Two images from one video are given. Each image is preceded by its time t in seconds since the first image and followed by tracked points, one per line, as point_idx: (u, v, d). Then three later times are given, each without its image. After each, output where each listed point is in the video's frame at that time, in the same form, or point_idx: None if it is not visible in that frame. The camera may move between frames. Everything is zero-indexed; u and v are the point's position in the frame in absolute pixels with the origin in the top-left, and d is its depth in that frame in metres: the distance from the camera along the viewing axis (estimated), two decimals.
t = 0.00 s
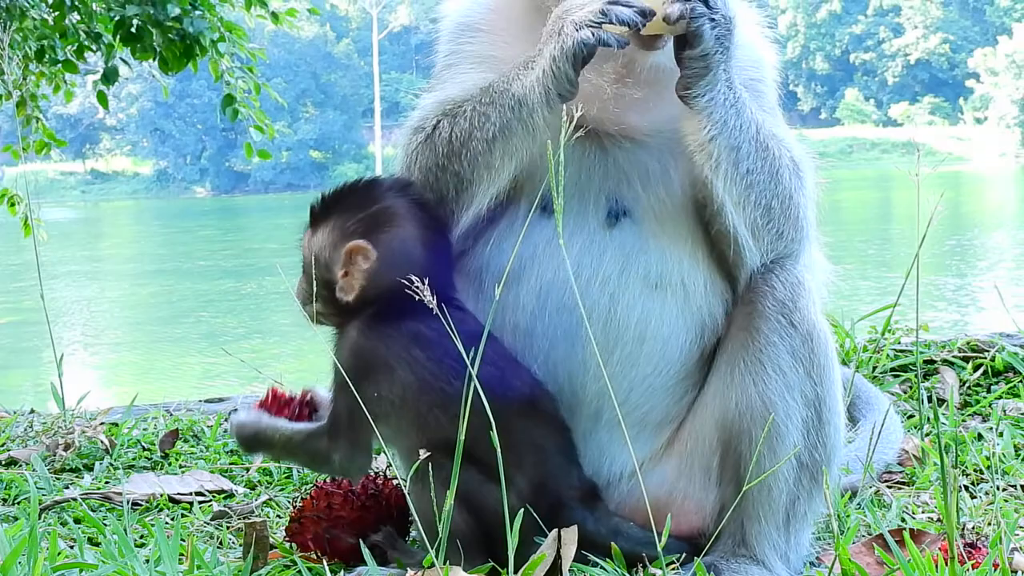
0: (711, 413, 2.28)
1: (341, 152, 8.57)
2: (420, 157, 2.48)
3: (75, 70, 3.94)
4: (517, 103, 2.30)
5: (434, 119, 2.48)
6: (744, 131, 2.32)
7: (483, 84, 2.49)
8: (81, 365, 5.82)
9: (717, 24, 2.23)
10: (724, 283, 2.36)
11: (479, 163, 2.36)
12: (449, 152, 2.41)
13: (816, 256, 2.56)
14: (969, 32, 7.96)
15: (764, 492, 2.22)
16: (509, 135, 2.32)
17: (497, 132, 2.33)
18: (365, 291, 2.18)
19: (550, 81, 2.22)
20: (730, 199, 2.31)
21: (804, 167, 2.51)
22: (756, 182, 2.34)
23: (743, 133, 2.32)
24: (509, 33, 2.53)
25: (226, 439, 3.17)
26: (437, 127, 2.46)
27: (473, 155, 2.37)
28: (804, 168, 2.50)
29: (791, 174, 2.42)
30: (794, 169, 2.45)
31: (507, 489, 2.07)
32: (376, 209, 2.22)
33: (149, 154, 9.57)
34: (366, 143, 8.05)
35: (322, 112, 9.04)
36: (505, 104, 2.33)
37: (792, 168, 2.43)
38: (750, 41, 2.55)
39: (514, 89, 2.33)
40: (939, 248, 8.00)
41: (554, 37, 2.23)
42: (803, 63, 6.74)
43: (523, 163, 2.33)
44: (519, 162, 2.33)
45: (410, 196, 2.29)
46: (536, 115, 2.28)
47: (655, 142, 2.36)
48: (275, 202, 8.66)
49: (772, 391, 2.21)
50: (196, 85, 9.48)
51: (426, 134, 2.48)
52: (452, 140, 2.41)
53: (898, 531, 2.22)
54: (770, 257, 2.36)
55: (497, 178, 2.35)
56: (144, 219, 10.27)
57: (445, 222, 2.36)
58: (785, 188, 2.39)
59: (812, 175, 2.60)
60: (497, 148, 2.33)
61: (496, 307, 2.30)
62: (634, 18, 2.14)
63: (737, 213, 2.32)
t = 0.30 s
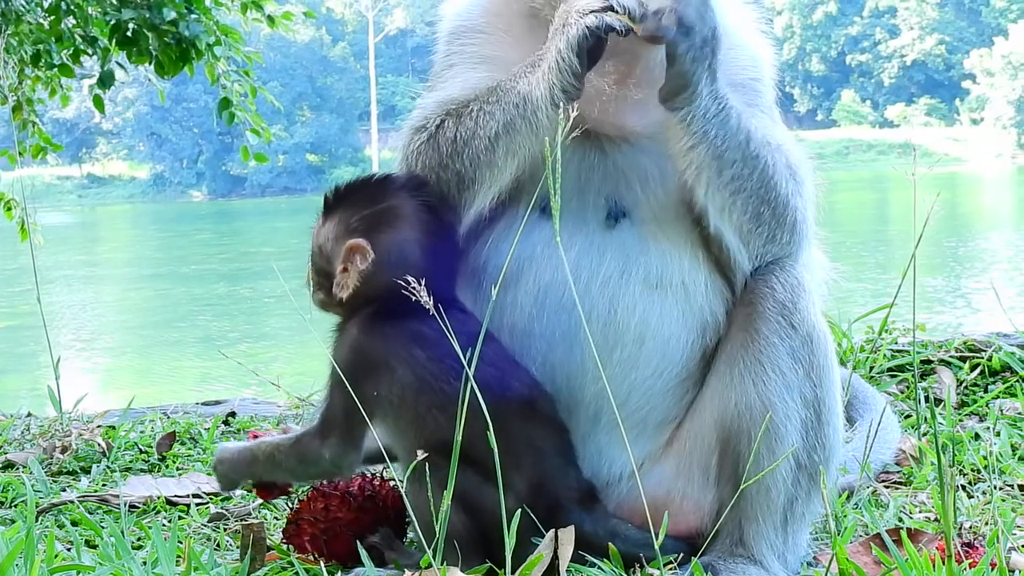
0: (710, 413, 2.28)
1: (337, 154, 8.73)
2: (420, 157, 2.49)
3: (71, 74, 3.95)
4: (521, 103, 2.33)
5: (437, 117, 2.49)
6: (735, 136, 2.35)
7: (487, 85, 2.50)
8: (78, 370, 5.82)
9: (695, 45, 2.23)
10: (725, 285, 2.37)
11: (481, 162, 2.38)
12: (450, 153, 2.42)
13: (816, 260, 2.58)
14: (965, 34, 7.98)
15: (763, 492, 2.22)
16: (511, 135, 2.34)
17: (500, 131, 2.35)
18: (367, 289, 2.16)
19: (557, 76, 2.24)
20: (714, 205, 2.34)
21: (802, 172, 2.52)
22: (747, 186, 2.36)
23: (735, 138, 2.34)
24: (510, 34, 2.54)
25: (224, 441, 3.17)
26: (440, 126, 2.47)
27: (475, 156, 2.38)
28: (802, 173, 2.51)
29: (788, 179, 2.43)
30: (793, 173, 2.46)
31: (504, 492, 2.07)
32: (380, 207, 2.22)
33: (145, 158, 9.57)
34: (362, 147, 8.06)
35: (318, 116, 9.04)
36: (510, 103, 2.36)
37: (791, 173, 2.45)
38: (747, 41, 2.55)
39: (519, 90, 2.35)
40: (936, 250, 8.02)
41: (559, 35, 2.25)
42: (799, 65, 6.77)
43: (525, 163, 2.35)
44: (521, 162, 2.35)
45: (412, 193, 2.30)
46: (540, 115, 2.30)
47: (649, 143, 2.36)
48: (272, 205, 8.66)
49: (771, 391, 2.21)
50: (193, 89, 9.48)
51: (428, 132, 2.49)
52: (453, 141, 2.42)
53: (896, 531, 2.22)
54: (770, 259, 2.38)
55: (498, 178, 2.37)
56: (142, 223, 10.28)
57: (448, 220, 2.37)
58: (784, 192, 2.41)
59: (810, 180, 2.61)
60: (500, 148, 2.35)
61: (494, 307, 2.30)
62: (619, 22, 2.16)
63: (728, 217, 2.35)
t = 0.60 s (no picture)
0: (709, 414, 2.28)
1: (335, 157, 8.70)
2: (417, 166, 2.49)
3: (68, 76, 3.94)
4: (518, 116, 2.34)
5: (433, 127, 2.50)
6: (727, 143, 2.36)
7: (484, 95, 2.50)
8: (76, 372, 5.81)
9: (691, 56, 2.25)
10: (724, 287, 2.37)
11: (477, 176, 2.39)
12: (446, 163, 2.43)
13: (814, 260, 2.58)
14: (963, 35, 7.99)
15: (761, 492, 2.23)
16: (508, 149, 2.35)
17: (496, 145, 2.36)
18: (367, 288, 2.16)
19: (558, 92, 2.26)
20: (709, 213, 2.34)
21: (801, 174, 2.52)
22: (739, 194, 2.37)
23: (727, 145, 2.36)
24: (507, 39, 2.54)
25: (222, 443, 3.17)
26: (436, 137, 2.48)
27: (471, 167, 2.39)
28: (800, 175, 2.51)
29: (783, 185, 2.44)
30: (789, 177, 2.47)
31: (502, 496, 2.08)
32: (373, 201, 2.22)
33: (143, 160, 9.56)
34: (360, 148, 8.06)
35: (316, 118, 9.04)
36: (506, 118, 2.37)
37: (786, 178, 2.45)
38: (747, 40, 2.56)
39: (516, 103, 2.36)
40: (934, 251, 8.02)
41: (559, 50, 2.27)
42: (797, 65, 6.78)
43: (521, 178, 2.36)
44: (517, 178, 2.36)
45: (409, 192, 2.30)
46: (537, 130, 2.32)
47: (643, 143, 2.38)
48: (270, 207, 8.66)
49: (770, 391, 2.21)
50: (190, 91, 9.47)
51: (424, 143, 2.50)
52: (450, 152, 2.43)
53: (895, 530, 2.22)
54: (769, 260, 2.38)
55: (495, 193, 2.38)
56: (139, 225, 10.28)
57: (450, 219, 2.36)
58: (780, 196, 2.41)
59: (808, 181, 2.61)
60: (496, 161, 2.36)
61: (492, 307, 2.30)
62: (623, 34, 2.21)
63: (723, 224, 2.35)
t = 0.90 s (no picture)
0: (708, 415, 2.28)
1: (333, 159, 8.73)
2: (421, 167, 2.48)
3: (67, 80, 3.93)
4: (515, 126, 2.33)
5: (433, 136, 2.49)
6: (726, 146, 2.36)
7: (483, 102, 2.50)
8: (75, 374, 5.81)
9: (684, 50, 2.26)
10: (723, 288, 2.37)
11: (475, 185, 2.38)
12: (446, 168, 2.41)
13: (813, 264, 2.58)
14: (961, 37, 8.02)
15: (760, 496, 2.23)
16: (505, 158, 2.34)
17: (493, 155, 2.35)
18: (371, 276, 2.15)
19: (556, 99, 2.26)
20: (711, 219, 2.33)
21: (798, 177, 2.52)
22: (741, 198, 2.36)
23: (726, 148, 2.36)
24: (507, 43, 2.53)
25: (221, 446, 3.17)
26: (434, 147, 2.46)
27: (471, 175, 2.38)
28: (798, 179, 2.51)
29: (780, 191, 2.42)
30: (789, 180, 2.47)
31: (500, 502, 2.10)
32: (380, 187, 2.22)
33: (141, 162, 9.57)
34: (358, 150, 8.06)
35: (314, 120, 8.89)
36: (502, 128, 2.36)
37: (786, 182, 2.45)
38: (746, 41, 2.56)
39: (513, 112, 2.35)
40: (932, 253, 8.04)
41: (557, 60, 2.26)
42: (795, 67, 6.79)
43: (518, 188, 2.35)
44: (514, 186, 2.35)
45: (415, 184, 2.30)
46: (533, 141, 2.31)
47: (644, 145, 2.37)
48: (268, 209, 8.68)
49: (769, 395, 2.22)
50: (188, 93, 9.48)
51: (423, 151, 2.49)
52: (449, 158, 2.41)
53: (894, 534, 2.22)
54: (769, 262, 2.37)
55: (494, 200, 2.37)
56: (138, 227, 10.27)
57: (460, 214, 2.35)
58: (780, 200, 2.41)
59: (806, 186, 2.61)
60: (494, 169, 2.35)
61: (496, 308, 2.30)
62: (623, 30, 2.23)
63: (724, 230, 2.34)
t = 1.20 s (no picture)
0: (706, 417, 2.28)
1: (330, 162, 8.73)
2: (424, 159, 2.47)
3: (63, 84, 3.92)
4: (520, 106, 2.34)
5: (435, 126, 2.49)
6: (729, 147, 2.36)
7: (484, 91, 2.50)
8: (73, 379, 5.80)
9: (683, 51, 2.27)
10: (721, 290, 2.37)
11: (481, 169, 2.38)
12: (450, 155, 2.41)
13: (810, 265, 2.59)
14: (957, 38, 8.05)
15: (759, 499, 2.23)
16: (511, 139, 2.34)
17: (499, 137, 2.35)
18: (391, 265, 2.16)
19: (560, 77, 2.26)
20: (713, 217, 2.34)
21: (796, 179, 2.53)
22: (743, 198, 2.37)
23: (730, 147, 2.36)
24: (507, 41, 2.53)
25: (219, 451, 3.17)
26: (438, 135, 2.46)
27: (477, 160, 2.38)
28: (796, 180, 2.52)
29: (780, 189, 2.44)
30: (787, 182, 2.48)
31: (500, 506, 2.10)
32: (389, 178, 2.25)
33: (138, 167, 9.57)
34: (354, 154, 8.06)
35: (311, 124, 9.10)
36: (508, 109, 2.36)
37: (785, 183, 2.46)
38: (741, 49, 2.56)
39: (518, 94, 2.36)
40: (929, 254, 8.04)
41: (561, 37, 2.29)
42: (792, 69, 6.78)
43: (525, 168, 2.36)
44: (521, 167, 2.35)
45: (425, 174, 2.32)
46: (539, 118, 2.31)
47: (643, 147, 2.37)
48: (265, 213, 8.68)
49: (767, 396, 2.22)
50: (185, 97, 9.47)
51: (426, 141, 2.48)
52: (454, 145, 2.41)
53: (892, 536, 2.23)
54: (768, 264, 2.37)
55: (500, 183, 2.37)
56: (135, 232, 10.27)
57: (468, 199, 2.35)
58: (778, 201, 2.41)
59: (804, 187, 2.63)
60: (500, 151, 2.35)
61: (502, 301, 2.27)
62: (627, 16, 2.24)
63: (725, 229, 2.34)
